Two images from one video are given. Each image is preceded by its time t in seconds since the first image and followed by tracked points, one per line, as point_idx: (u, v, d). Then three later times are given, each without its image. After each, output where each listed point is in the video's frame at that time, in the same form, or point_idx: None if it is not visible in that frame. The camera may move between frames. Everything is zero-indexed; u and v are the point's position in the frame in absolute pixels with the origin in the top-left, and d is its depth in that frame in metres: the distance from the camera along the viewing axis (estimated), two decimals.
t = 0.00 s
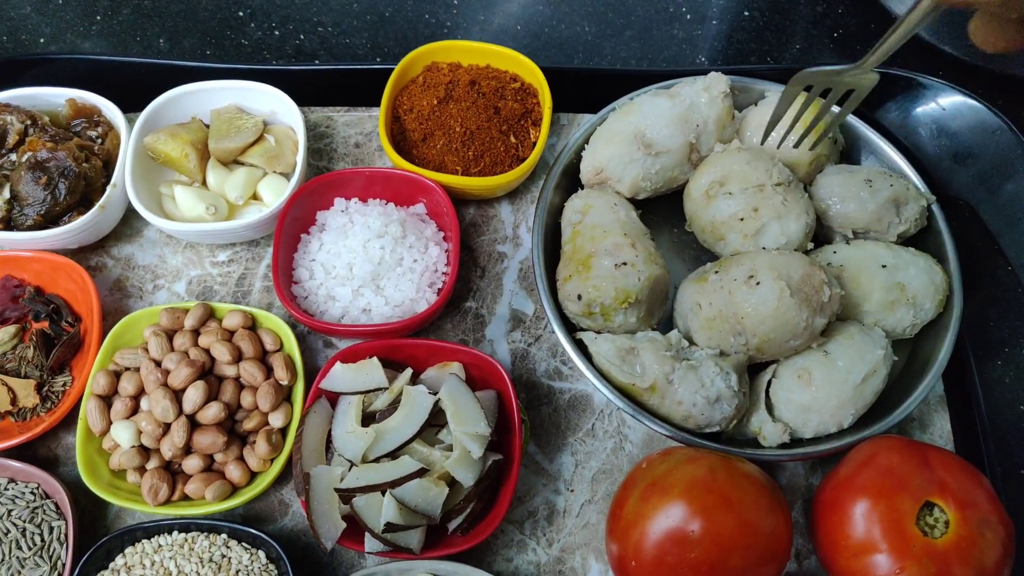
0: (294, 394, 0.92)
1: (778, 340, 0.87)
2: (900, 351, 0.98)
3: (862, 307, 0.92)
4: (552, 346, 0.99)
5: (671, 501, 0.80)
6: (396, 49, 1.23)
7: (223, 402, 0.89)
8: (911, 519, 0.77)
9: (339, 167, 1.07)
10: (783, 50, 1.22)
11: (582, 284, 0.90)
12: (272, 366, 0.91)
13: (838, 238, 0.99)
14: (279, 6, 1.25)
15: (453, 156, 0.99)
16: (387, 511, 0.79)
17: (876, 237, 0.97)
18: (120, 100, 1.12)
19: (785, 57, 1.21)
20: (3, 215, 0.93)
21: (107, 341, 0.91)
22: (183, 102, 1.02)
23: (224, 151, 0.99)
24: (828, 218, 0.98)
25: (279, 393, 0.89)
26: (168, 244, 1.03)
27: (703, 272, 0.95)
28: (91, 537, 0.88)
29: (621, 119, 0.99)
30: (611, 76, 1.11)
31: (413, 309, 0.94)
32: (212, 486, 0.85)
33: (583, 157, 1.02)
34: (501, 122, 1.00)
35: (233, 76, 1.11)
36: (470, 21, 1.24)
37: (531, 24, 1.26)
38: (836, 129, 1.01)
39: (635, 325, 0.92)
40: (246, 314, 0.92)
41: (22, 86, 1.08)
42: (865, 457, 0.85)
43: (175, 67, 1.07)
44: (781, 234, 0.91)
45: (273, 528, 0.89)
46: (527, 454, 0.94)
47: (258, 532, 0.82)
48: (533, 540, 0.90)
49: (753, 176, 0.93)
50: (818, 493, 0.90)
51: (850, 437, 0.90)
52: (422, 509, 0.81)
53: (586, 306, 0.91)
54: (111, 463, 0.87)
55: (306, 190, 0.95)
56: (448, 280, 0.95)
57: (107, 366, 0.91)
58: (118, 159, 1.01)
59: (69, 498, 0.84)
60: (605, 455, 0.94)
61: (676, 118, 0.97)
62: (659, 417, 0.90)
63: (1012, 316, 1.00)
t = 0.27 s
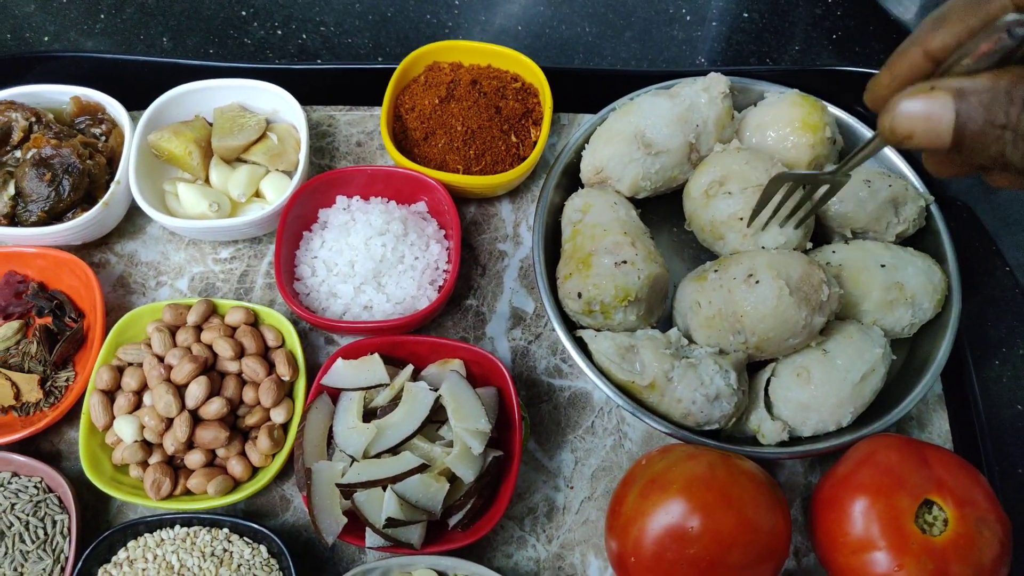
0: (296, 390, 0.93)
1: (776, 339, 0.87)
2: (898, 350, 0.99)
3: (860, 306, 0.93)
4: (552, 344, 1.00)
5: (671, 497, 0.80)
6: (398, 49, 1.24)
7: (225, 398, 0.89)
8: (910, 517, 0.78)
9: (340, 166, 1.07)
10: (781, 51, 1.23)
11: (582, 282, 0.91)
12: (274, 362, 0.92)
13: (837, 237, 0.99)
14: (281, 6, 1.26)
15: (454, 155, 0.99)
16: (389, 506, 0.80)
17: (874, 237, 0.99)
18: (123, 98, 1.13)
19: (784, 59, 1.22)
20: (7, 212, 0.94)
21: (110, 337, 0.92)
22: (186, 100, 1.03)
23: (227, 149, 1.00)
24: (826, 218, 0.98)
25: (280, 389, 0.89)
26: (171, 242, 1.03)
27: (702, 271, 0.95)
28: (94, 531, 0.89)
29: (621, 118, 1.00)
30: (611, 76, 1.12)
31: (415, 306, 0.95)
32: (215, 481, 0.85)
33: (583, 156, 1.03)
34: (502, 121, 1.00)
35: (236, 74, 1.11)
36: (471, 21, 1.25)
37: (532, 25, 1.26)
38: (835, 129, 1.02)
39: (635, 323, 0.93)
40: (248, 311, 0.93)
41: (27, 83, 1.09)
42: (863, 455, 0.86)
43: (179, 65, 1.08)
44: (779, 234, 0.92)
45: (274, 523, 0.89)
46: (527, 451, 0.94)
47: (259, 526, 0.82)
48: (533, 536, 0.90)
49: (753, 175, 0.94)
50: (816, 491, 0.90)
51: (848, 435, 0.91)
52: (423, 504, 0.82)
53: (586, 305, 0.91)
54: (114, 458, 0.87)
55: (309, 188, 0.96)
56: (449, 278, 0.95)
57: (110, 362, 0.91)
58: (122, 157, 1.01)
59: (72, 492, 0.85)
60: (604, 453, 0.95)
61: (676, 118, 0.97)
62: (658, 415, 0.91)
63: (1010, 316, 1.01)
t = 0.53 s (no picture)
0: (295, 390, 0.92)
1: (777, 338, 0.87)
2: (899, 349, 0.98)
3: (861, 305, 0.92)
4: (551, 344, 1.00)
5: (671, 497, 0.80)
6: (397, 48, 1.24)
7: (224, 399, 0.89)
8: (910, 516, 0.78)
9: (339, 165, 1.07)
10: (782, 50, 1.23)
11: (582, 282, 0.91)
12: (273, 362, 0.92)
13: (837, 236, 0.99)
14: (280, 6, 1.26)
15: (453, 154, 0.99)
16: (388, 506, 0.80)
17: (875, 236, 0.98)
18: (122, 99, 1.13)
19: (785, 58, 1.22)
20: (6, 212, 0.94)
21: (108, 338, 0.92)
22: (185, 100, 1.03)
23: (226, 149, 0.99)
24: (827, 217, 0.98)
25: (280, 389, 0.89)
26: (169, 242, 1.03)
27: (703, 270, 0.95)
28: (93, 532, 0.89)
29: (621, 117, 1.00)
30: (611, 75, 1.11)
31: (414, 306, 0.94)
32: (214, 481, 0.85)
33: (583, 155, 1.03)
34: (502, 120, 1.00)
35: (234, 74, 1.11)
36: (471, 20, 1.25)
37: (532, 24, 1.26)
38: (836, 127, 1.01)
39: (634, 322, 0.92)
40: (247, 311, 0.93)
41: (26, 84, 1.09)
42: (863, 453, 0.85)
43: (177, 65, 1.08)
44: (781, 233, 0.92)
45: (274, 523, 0.89)
46: (527, 451, 0.94)
47: (259, 527, 0.82)
48: (532, 537, 0.90)
49: (750, 178, 0.93)
50: (817, 490, 0.90)
51: (849, 434, 0.90)
52: (422, 505, 0.81)
53: (586, 304, 0.91)
54: (113, 459, 0.87)
55: (308, 188, 0.96)
56: (448, 277, 0.95)
57: (109, 363, 0.91)
58: (120, 157, 1.01)
59: (71, 493, 0.85)
60: (604, 452, 0.94)
61: (676, 117, 0.97)
62: (658, 414, 0.90)
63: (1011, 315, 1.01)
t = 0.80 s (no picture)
0: (294, 393, 0.92)
1: (776, 340, 0.87)
2: (898, 350, 0.98)
3: (860, 306, 0.92)
4: (551, 346, 1.00)
5: (671, 499, 0.80)
6: (396, 50, 1.24)
7: (223, 402, 0.89)
8: (910, 518, 0.78)
9: (338, 168, 1.07)
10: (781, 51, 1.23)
11: (581, 284, 0.91)
12: (272, 365, 0.91)
13: (836, 238, 0.99)
14: (279, 7, 1.26)
15: (452, 156, 0.99)
16: (387, 510, 0.80)
17: (874, 237, 0.98)
18: (121, 101, 1.13)
19: (784, 59, 1.22)
20: (4, 215, 0.94)
21: (107, 342, 0.91)
22: (184, 102, 1.03)
23: (224, 151, 0.99)
24: (826, 219, 0.98)
25: (279, 393, 0.89)
26: (168, 245, 1.03)
27: (702, 272, 0.95)
28: (92, 536, 0.89)
29: (620, 119, 1.00)
30: (610, 77, 1.11)
31: (414, 308, 0.94)
32: (213, 485, 0.85)
33: (582, 158, 1.02)
34: (501, 122, 1.00)
35: (234, 76, 1.11)
36: (470, 22, 1.25)
37: (531, 25, 1.26)
38: (834, 129, 1.02)
39: (634, 324, 0.92)
40: (246, 314, 0.93)
41: (23, 86, 1.08)
42: (863, 456, 0.85)
43: (176, 67, 1.08)
44: (781, 233, 0.92)
45: (273, 527, 0.89)
46: (527, 453, 0.94)
47: (258, 530, 0.82)
48: (532, 539, 0.90)
49: (751, 176, 0.93)
50: (816, 492, 0.90)
51: (848, 436, 0.90)
52: (422, 508, 0.81)
53: (585, 306, 0.91)
54: (112, 462, 0.87)
55: (307, 190, 0.96)
56: (448, 280, 0.95)
57: (108, 366, 0.91)
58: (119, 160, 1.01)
59: (69, 497, 0.85)
60: (604, 455, 0.94)
61: (675, 119, 0.97)
62: (658, 417, 0.90)
63: (1010, 317, 1.01)
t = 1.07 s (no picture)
0: (297, 392, 0.92)
1: (778, 341, 0.87)
2: (899, 352, 0.99)
3: (861, 308, 0.93)
4: (553, 346, 1.00)
5: (672, 500, 0.80)
6: (399, 50, 1.24)
7: (226, 400, 0.89)
8: (911, 519, 0.78)
9: (341, 168, 1.07)
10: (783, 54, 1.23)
11: (583, 285, 0.91)
12: (275, 364, 0.92)
13: (838, 240, 0.99)
14: (282, 7, 1.26)
15: (455, 157, 0.99)
16: (389, 509, 0.80)
17: (875, 239, 0.98)
18: (124, 100, 1.13)
19: (785, 62, 1.22)
20: (8, 213, 0.94)
21: (110, 340, 0.92)
22: (187, 102, 1.03)
23: (227, 151, 0.99)
24: (828, 221, 0.99)
25: (281, 392, 0.89)
26: (171, 244, 1.03)
27: (704, 273, 0.95)
28: (95, 534, 0.89)
29: (622, 120, 1.00)
30: (612, 78, 1.12)
31: (416, 308, 0.95)
32: (215, 484, 0.85)
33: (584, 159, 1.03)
34: (503, 123, 1.00)
35: (236, 76, 1.11)
36: (472, 23, 1.25)
37: (533, 26, 1.26)
38: (836, 131, 1.02)
39: (636, 325, 0.92)
40: (248, 313, 0.93)
41: (27, 85, 1.09)
42: (864, 457, 0.86)
43: (179, 67, 1.08)
44: (783, 235, 0.92)
45: (275, 526, 0.89)
46: (528, 453, 0.94)
47: (260, 529, 0.82)
48: (534, 539, 0.90)
49: (753, 179, 0.94)
50: (817, 493, 0.90)
51: (849, 437, 0.91)
52: (424, 507, 0.81)
53: (587, 306, 0.91)
54: (114, 461, 0.87)
55: (309, 190, 0.96)
56: (450, 280, 0.95)
57: (110, 364, 0.91)
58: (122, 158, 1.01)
59: (72, 495, 0.85)
60: (605, 455, 0.94)
61: (677, 120, 0.97)
62: (659, 417, 0.91)
63: (1010, 319, 1.01)
